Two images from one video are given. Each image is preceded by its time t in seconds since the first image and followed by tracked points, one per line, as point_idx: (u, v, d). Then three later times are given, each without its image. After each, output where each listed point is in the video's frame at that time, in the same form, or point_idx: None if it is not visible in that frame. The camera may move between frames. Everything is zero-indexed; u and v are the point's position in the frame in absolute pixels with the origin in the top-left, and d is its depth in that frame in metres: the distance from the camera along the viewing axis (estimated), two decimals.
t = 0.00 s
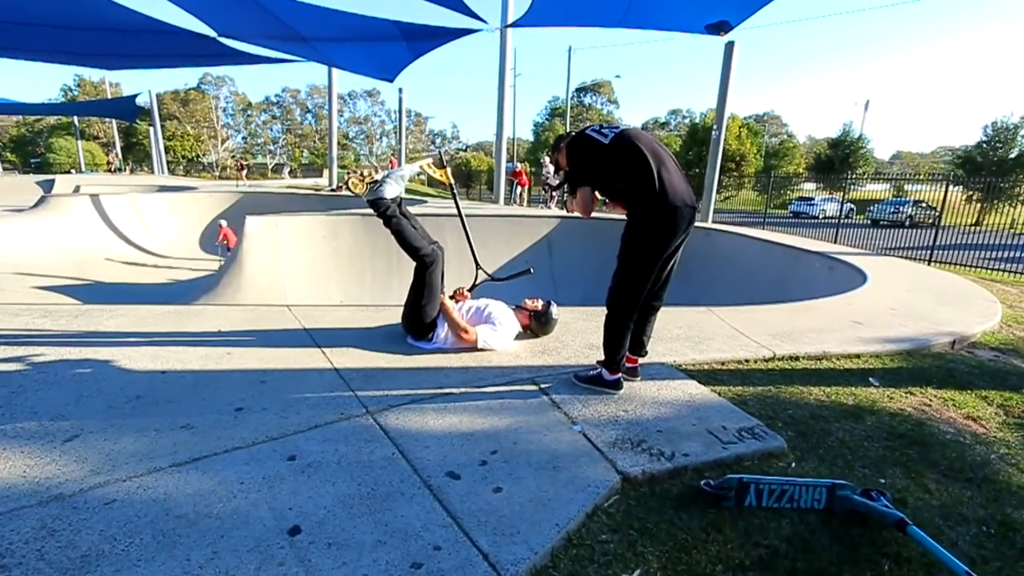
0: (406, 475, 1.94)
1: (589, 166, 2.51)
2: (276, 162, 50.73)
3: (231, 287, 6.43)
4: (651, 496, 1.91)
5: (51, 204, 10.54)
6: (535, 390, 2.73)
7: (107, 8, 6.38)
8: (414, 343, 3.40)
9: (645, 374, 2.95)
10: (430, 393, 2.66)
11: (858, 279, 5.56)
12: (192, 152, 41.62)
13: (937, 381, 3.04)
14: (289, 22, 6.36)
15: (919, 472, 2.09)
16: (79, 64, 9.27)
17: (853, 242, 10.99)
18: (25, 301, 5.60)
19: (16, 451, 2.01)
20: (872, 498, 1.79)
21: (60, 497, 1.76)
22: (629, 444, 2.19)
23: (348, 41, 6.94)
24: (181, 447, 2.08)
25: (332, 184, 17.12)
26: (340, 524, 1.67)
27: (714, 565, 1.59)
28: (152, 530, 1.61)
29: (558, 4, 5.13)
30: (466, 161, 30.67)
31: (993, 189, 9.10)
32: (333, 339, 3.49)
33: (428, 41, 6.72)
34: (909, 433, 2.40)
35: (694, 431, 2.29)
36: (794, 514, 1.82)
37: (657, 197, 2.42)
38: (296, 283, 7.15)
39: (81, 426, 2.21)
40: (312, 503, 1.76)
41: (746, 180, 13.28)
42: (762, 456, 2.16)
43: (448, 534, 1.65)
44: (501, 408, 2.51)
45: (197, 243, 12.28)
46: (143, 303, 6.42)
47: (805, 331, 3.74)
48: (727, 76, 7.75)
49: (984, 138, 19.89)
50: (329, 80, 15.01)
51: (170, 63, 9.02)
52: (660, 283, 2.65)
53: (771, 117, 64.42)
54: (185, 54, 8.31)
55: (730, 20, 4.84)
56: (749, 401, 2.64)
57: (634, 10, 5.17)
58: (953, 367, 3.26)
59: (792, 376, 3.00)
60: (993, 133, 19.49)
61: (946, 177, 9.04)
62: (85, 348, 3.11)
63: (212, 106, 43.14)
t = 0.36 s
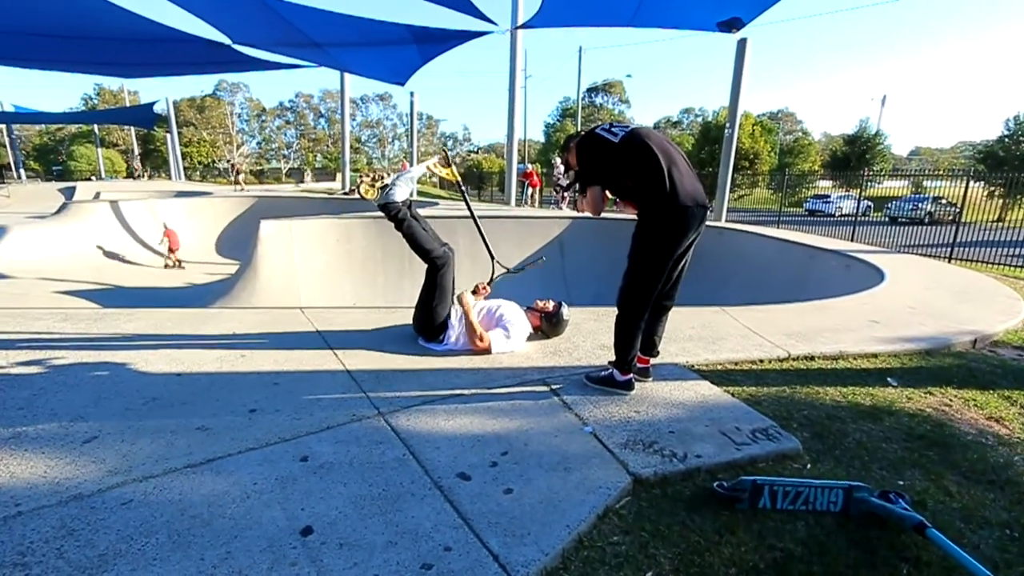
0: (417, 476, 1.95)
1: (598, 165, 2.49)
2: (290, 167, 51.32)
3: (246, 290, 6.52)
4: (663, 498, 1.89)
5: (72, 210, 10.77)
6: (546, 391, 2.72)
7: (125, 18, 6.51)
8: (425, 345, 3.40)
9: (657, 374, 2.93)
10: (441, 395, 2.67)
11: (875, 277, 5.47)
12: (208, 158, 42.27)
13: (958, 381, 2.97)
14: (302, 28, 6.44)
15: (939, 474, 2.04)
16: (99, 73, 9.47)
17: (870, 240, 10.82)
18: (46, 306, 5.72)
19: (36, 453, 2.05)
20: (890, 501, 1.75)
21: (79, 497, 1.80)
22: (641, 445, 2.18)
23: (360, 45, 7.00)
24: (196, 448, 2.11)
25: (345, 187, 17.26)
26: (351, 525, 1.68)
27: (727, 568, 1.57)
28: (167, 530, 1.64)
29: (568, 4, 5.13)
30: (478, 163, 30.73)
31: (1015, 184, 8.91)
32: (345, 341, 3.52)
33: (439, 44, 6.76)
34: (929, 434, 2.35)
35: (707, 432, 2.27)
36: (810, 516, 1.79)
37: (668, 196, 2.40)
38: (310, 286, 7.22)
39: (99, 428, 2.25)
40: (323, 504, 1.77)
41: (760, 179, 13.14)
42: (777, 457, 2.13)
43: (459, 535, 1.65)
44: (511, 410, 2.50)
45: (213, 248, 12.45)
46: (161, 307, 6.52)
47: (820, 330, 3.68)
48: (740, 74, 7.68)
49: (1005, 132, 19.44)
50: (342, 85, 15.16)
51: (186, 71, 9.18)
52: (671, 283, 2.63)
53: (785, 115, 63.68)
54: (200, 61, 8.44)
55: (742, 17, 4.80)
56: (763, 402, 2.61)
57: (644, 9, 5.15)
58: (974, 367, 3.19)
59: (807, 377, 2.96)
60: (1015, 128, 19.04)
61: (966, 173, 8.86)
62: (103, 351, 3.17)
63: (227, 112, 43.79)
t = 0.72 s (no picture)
0: (428, 483, 1.94)
1: (605, 169, 2.48)
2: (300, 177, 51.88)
3: (258, 301, 6.58)
4: (677, 503, 1.86)
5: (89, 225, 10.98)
6: (558, 396, 2.71)
7: (137, 35, 6.64)
8: (436, 352, 3.40)
9: (669, 378, 2.90)
10: (452, 401, 2.66)
11: (890, 275, 5.39)
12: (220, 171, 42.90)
13: (978, 379, 2.91)
14: (309, 40, 6.52)
15: (961, 476, 1.99)
16: (113, 90, 9.66)
17: (885, 237, 10.67)
18: (64, 319, 5.83)
19: (54, 464, 2.08)
20: (910, 503, 1.72)
21: (95, 508, 1.81)
22: (654, 450, 2.15)
23: (367, 56, 7.08)
24: (209, 458, 2.12)
25: (354, 196, 17.40)
26: (363, 534, 1.67)
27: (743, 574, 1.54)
28: (181, 540, 1.65)
29: (573, 9, 5.14)
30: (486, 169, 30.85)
31: None
32: (356, 349, 3.53)
33: (445, 52, 6.80)
34: (950, 435, 2.30)
35: (720, 436, 2.24)
36: (829, 520, 1.75)
37: (675, 199, 2.38)
38: (321, 295, 7.27)
39: (115, 439, 2.27)
40: (335, 512, 1.77)
41: (770, 178, 13.04)
42: (793, 460, 2.09)
43: (471, 543, 1.64)
44: (522, 415, 2.49)
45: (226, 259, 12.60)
46: (175, 318, 6.61)
47: (835, 330, 3.63)
48: (747, 74, 7.64)
49: (1021, 125, 19.11)
50: (350, 95, 15.32)
51: (198, 86, 9.33)
52: (681, 285, 2.61)
53: (795, 114, 63.19)
54: (211, 76, 8.58)
55: (749, 17, 4.77)
56: (778, 404, 2.58)
57: (649, 12, 5.14)
58: (995, 365, 3.12)
59: (822, 378, 2.91)
60: None
61: (981, 167, 8.72)
62: (119, 363, 3.21)
63: (238, 125, 44.44)
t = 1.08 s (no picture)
0: (416, 483, 1.92)
1: (599, 169, 2.48)
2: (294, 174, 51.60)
3: (249, 297, 6.54)
4: (666, 505, 1.86)
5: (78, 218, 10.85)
6: (548, 396, 2.70)
7: (130, 27, 6.57)
8: (427, 351, 3.38)
9: (660, 379, 2.90)
10: (443, 400, 2.65)
11: (881, 280, 5.43)
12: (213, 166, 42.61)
13: (966, 385, 2.93)
14: (305, 36, 6.48)
15: (947, 480, 2.00)
16: (105, 82, 9.56)
17: (876, 243, 10.76)
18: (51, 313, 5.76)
19: (35, 460, 2.04)
20: (897, 508, 1.72)
21: (76, 505, 1.78)
22: (643, 452, 2.15)
23: (362, 53, 7.04)
24: (194, 455, 2.09)
25: (348, 193, 17.31)
26: (349, 534, 1.65)
27: None
28: (163, 538, 1.62)
29: (570, 9, 5.14)
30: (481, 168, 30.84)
31: (1022, 186, 8.85)
32: (346, 347, 3.50)
33: (441, 51, 6.78)
34: (937, 439, 2.31)
35: (710, 438, 2.24)
36: (816, 523, 1.75)
37: (668, 200, 2.38)
38: (313, 292, 7.23)
39: (98, 435, 2.24)
40: (321, 511, 1.75)
41: (764, 182, 13.11)
42: (782, 463, 2.09)
43: (458, 543, 1.62)
44: (512, 415, 2.48)
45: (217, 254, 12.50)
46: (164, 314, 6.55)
47: (826, 334, 3.64)
48: (742, 78, 7.67)
49: (1010, 134, 19.33)
50: (346, 92, 15.24)
51: (191, 80, 9.25)
52: (672, 287, 2.62)
53: (789, 119, 63.58)
54: (205, 70, 8.50)
55: (745, 21, 4.78)
56: (768, 407, 2.58)
57: (646, 14, 5.15)
58: (983, 370, 3.14)
59: (812, 381, 2.92)
60: (1021, 129, 18.95)
61: (972, 175, 8.81)
62: (104, 358, 3.17)
63: (232, 120, 44.15)
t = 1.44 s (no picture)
0: (418, 492, 1.91)
1: (601, 177, 2.47)
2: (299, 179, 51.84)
3: (253, 302, 6.55)
4: (669, 516, 1.84)
5: (85, 221, 10.91)
6: (551, 405, 2.68)
7: (138, 33, 6.63)
8: (429, 358, 3.37)
9: (664, 388, 2.88)
10: (445, 408, 2.63)
11: (886, 289, 5.40)
12: (219, 170, 42.84)
13: (973, 396, 2.90)
14: (311, 43, 6.52)
15: (955, 493, 1.98)
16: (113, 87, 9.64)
17: (880, 251, 10.72)
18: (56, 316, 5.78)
19: (37, 466, 2.04)
20: (905, 521, 1.69)
21: (76, 512, 1.78)
22: (647, 462, 2.13)
23: (368, 60, 7.08)
24: (196, 462, 2.09)
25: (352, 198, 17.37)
26: (349, 543, 1.64)
27: None
28: (162, 547, 1.61)
29: (574, 17, 5.16)
30: (485, 174, 30.92)
31: None
32: (349, 353, 3.50)
33: (446, 58, 6.81)
34: (944, 451, 2.28)
35: (714, 448, 2.22)
36: (822, 537, 1.73)
37: (671, 208, 2.37)
38: (316, 297, 7.24)
39: (100, 440, 2.23)
40: (322, 520, 1.74)
41: (768, 190, 13.10)
42: (787, 474, 2.07)
43: (459, 554, 1.61)
44: (515, 424, 2.46)
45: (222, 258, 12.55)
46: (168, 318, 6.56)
47: (830, 343, 3.62)
48: (746, 86, 7.68)
49: (1016, 143, 19.29)
50: (351, 98, 15.32)
51: (198, 85, 9.32)
52: (676, 295, 2.60)
53: (793, 126, 63.58)
54: (212, 76, 8.57)
55: (749, 30, 4.79)
56: (773, 417, 2.56)
57: (650, 22, 5.16)
58: (990, 381, 3.11)
59: (817, 391, 2.90)
60: None
61: (978, 183, 8.78)
62: (108, 363, 3.17)
63: (238, 126, 44.44)
